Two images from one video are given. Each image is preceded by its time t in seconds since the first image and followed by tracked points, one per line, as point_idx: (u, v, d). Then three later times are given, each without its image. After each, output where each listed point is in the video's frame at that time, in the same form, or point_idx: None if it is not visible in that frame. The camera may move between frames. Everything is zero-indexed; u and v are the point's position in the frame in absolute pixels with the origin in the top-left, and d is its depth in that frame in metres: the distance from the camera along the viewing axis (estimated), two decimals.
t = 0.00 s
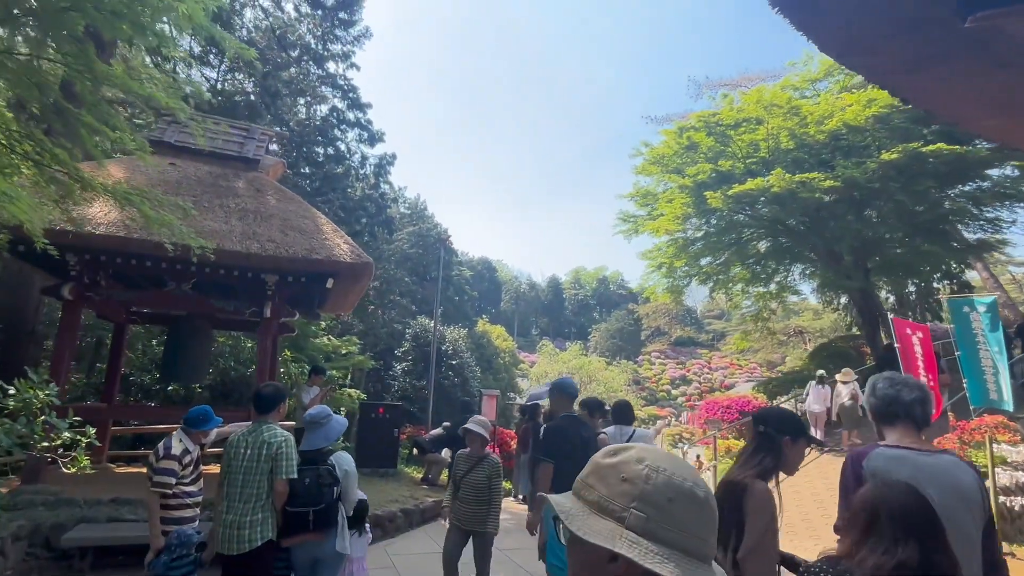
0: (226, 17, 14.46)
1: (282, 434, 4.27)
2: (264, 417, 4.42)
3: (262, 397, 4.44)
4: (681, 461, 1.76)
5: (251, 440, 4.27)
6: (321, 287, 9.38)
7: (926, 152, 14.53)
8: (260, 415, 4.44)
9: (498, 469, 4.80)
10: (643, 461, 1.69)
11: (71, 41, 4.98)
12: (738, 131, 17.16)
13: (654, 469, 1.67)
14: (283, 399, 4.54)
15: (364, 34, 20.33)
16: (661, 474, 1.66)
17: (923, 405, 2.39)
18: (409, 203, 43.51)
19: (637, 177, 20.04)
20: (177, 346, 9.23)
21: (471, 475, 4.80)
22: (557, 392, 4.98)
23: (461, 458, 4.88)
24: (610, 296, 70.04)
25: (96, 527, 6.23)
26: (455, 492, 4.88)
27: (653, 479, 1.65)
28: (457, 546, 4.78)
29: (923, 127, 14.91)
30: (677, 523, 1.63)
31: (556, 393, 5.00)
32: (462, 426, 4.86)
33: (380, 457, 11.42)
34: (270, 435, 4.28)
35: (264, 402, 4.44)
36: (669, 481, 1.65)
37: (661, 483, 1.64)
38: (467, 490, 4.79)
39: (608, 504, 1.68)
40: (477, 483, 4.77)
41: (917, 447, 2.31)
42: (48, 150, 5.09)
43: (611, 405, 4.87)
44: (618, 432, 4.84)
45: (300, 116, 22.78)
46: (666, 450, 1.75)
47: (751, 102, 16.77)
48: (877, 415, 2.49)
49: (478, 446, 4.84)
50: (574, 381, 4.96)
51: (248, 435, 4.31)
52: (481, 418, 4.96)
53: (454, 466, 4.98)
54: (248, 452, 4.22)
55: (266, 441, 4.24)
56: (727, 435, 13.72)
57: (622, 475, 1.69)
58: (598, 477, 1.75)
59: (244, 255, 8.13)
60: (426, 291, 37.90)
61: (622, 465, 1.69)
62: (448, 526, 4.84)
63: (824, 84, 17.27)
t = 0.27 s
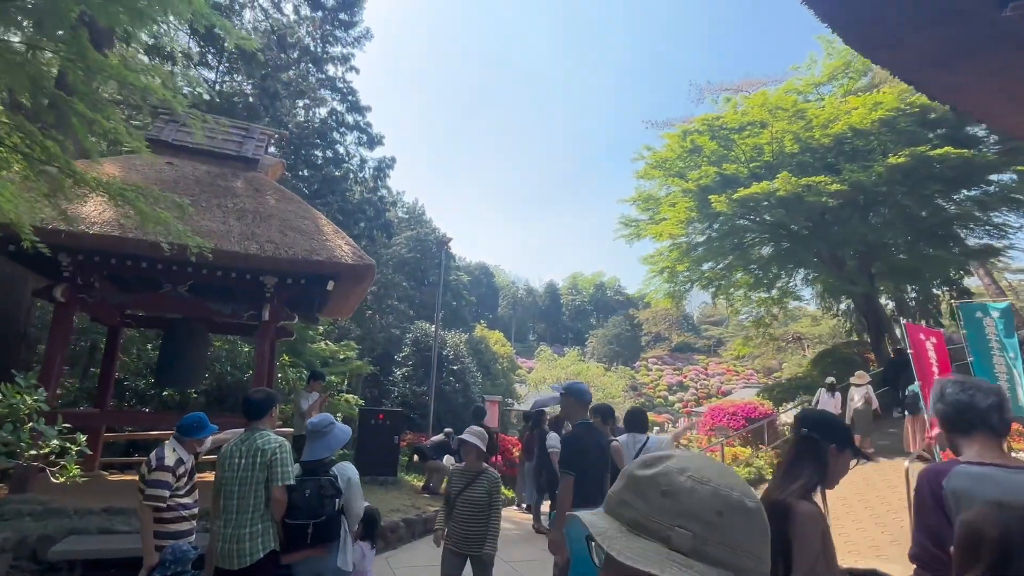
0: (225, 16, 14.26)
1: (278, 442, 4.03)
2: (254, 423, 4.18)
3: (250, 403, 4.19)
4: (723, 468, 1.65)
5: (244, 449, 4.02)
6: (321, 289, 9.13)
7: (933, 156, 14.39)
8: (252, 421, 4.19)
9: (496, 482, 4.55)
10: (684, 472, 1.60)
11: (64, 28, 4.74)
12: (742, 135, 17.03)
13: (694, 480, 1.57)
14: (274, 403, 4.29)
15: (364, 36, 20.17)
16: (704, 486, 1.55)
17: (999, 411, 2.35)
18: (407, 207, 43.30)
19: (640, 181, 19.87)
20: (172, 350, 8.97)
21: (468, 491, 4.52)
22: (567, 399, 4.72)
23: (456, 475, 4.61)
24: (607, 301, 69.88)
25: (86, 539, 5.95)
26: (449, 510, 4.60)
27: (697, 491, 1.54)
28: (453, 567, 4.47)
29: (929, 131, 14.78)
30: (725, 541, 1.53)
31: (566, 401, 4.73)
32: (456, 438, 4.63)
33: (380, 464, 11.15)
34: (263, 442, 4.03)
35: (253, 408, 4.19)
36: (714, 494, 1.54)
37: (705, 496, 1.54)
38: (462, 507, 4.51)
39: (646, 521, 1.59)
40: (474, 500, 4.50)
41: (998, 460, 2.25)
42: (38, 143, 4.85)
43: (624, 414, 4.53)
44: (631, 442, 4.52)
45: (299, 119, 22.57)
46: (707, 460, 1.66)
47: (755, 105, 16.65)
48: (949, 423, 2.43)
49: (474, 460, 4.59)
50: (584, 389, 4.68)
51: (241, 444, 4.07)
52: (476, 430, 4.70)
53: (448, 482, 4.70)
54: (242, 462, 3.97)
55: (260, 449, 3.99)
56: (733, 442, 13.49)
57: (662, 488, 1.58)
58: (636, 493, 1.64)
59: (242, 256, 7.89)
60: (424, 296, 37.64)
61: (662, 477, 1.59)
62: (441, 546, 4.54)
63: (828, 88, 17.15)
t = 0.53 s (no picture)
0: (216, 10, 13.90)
1: (274, 449, 3.73)
2: (246, 431, 3.86)
3: (236, 412, 3.85)
4: (739, 518, 1.58)
5: (236, 460, 3.70)
6: (316, 290, 8.81)
7: (933, 158, 14.32)
8: (239, 431, 3.85)
9: (489, 490, 4.12)
10: (690, 525, 1.56)
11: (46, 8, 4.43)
12: (741, 135, 16.95)
13: (697, 538, 1.52)
14: (264, 410, 3.97)
15: (358, 33, 19.83)
16: (705, 546, 1.50)
17: None
18: (398, 208, 42.89)
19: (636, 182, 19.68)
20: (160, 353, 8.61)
21: (461, 505, 4.04)
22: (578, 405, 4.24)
23: (444, 488, 4.12)
24: (598, 304, 69.83)
25: (66, 554, 5.60)
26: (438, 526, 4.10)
27: (696, 552, 1.50)
28: None
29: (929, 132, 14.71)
30: None
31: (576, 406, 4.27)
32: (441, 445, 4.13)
33: (375, 471, 10.82)
34: (256, 450, 3.72)
35: (243, 416, 3.84)
36: (717, 554, 1.49)
37: (705, 557, 1.49)
38: (452, 524, 4.03)
39: None
40: (466, 514, 4.03)
41: None
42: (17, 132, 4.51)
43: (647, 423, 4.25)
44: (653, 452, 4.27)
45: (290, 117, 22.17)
46: (714, 510, 1.59)
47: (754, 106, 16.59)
48: None
49: (463, 469, 4.10)
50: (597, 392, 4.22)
51: (232, 455, 3.74)
52: (463, 434, 4.21)
53: (434, 495, 4.20)
54: (236, 474, 3.66)
55: (253, 458, 3.68)
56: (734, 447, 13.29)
57: (664, 543, 1.59)
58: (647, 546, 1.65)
59: (235, 255, 7.57)
60: (415, 298, 37.23)
61: (665, 532, 1.59)
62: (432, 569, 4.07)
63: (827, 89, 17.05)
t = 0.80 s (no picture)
0: None
1: (269, 450, 3.46)
2: (240, 430, 3.58)
3: (227, 410, 3.55)
4: (848, 498, 1.50)
5: (228, 462, 3.42)
6: (308, 284, 8.52)
7: (928, 150, 14.32)
8: (230, 429, 3.56)
9: (486, 496, 3.86)
10: (796, 503, 1.49)
11: None
12: (735, 129, 16.81)
13: (810, 517, 1.45)
14: (258, 407, 3.68)
15: (346, 25, 19.47)
16: (825, 525, 1.43)
17: None
18: (385, 205, 42.47)
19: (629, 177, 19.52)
20: (146, 349, 8.28)
21: (454, 512, 3.80)
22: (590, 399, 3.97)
23: (438, 495, 3.87)
24: (585, 301, 69.83)
25: (48, 563, 5.29)
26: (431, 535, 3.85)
27: (810, 532, 1.43)
28: None
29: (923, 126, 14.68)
30: None
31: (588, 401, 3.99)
32: (435, 446, 3.91)
33: (369, 470, 10.55)
34: (251, 451, 3.45)
35: (235, 414, 3.55)
36: (837, 535, 1.41)
37: (821, 537, 1.42)
38: (446, 532, 3.78)
39: (752, 564, 1.52)
40: (461, 522, 3.77)
41: None
42: None
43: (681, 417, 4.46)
44: (683, 447, 4.45)
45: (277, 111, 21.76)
46: (819, 484, 1.54)
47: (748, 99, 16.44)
48: None
49: (458, 473, 3.87)
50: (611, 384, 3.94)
51: (224, 456, 3.46)
52: (459, 435, 3.99)
53: (427, 504, 3.94)
54: (228, 477, 3.39)
55: (248, 459, 3.41)
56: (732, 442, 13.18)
57: (766, 527, 1.50)
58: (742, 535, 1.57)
59: (223, 247, 7.28)
60: (403, 295, 36.87)
61: (766, 517, 1.50)
62: None
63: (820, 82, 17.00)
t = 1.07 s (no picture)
0: None
1: (266, 457, 3.17)
2: (235, 435, 3.28)
3: (218, 414, 3.26)
4: None
5: (220, 471, 3.13)
6: (296, 279, 8.18)
7: (918, 140, 14.33)
8: (221, 434, 3.26)
9: (486, 509, 3.52)
10: None
11: None
12: (725, 120, 16.67)
13: None
14: (252, 409, 3.38)
15: (329, 14, 18.96)
16: None
17: None
18: (368, 200, 41.93)
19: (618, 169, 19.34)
20: (126, 349, 7.92)
21: (451, 525, 3.46)
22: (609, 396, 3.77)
23: (434, 504, 3.53)
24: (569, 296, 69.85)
25: None
26: (422, 549, 3.51)
27: None
28: None
29: (913, 116, 14.66)
30: None
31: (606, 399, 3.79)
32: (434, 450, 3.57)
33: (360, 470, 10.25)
34: (249, 458, 3.16)
35: (228, 418, 3.26)
36: None
37: None
38: (439, 546, 3.45)
39: None
40: (458, 536, 3.44)
41: None
42: None
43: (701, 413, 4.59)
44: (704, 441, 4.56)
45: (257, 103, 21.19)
46: None
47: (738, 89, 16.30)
48: None
49: (459, 482, 3.52)
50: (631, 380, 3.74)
51: (215, 464, 3.17)
52: (461, 437, 3.63)
53: (421, 512, 3.60)
54: (221, 487, 3.09)
55: (245, 467, 3.12)
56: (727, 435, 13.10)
57: None
58: None
59: (206, 241, 6.93)
60: (387, 291, 36.42)
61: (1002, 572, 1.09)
62: None
63: (809, 73, 16.93)
